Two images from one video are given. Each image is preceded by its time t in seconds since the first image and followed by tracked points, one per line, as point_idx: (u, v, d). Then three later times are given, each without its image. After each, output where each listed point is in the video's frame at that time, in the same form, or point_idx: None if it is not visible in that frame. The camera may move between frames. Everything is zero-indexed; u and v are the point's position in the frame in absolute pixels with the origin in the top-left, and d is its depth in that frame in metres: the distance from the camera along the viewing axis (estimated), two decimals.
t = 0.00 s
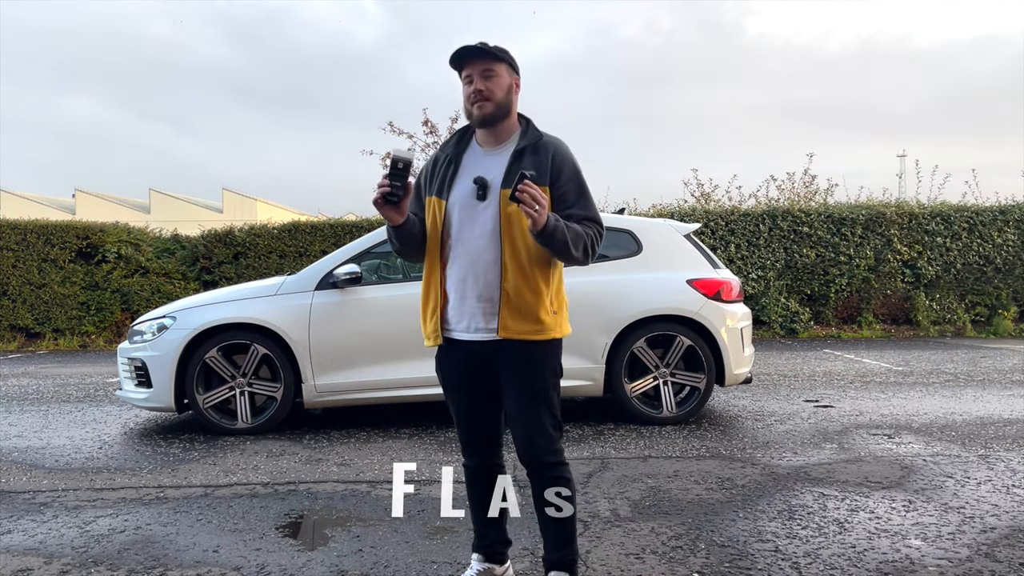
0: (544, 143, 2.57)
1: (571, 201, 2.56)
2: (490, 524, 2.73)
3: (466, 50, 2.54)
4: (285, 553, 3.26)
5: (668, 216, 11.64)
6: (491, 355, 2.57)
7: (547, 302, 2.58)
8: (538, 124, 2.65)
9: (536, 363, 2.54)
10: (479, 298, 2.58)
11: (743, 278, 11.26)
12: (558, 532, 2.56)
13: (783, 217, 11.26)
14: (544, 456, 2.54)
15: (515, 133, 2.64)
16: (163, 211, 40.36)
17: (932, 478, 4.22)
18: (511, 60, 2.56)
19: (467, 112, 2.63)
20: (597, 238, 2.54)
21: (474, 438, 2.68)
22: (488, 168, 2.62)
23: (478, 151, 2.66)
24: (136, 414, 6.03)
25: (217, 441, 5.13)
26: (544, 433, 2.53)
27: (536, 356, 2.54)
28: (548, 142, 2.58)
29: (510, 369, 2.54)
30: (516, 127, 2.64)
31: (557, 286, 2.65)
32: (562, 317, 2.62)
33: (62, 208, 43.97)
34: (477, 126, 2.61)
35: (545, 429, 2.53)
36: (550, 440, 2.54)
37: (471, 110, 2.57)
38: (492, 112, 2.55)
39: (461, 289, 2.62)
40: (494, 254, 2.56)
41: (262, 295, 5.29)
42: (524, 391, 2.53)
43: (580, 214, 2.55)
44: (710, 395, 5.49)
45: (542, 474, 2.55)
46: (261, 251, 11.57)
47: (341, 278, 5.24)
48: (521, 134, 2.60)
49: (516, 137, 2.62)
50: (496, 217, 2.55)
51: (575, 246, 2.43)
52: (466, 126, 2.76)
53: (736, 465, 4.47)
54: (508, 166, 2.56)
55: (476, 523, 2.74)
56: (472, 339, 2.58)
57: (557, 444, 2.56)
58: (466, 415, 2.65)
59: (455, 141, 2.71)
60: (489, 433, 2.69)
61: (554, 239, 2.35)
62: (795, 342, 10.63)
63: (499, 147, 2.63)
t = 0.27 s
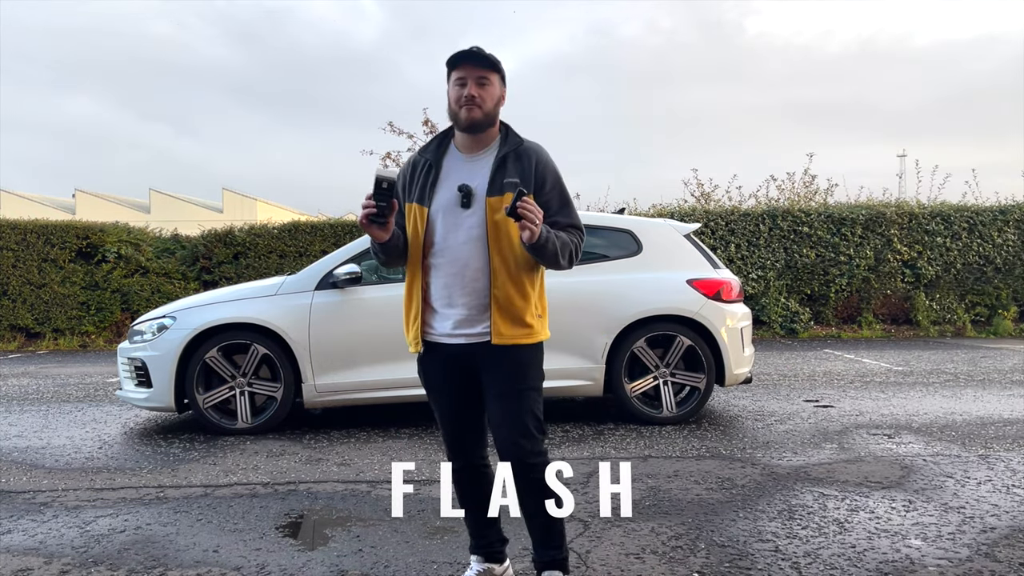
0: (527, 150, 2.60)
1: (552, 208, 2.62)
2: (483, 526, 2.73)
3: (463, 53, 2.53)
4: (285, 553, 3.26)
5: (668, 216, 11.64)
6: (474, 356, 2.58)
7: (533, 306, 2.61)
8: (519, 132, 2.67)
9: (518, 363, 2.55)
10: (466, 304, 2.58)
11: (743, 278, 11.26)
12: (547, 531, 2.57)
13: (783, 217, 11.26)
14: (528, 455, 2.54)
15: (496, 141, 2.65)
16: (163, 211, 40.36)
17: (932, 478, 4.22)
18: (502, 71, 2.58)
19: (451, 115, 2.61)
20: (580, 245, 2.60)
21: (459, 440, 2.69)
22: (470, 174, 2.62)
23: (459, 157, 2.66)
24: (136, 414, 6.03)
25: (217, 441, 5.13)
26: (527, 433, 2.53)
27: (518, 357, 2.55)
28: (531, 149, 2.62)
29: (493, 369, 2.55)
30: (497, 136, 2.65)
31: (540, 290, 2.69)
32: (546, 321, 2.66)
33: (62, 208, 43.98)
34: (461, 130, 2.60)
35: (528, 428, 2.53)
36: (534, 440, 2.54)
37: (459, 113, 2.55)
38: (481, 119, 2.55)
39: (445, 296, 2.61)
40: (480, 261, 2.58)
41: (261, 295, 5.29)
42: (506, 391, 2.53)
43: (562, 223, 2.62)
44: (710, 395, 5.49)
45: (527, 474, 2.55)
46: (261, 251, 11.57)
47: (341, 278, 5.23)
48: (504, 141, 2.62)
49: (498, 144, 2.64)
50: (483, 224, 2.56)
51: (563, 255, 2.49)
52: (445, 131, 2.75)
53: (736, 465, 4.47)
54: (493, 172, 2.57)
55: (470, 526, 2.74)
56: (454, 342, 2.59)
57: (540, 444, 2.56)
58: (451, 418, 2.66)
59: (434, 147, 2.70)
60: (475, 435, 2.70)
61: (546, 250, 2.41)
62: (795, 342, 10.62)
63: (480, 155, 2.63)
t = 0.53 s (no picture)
0: (513, 147, 2.60)
1: (541, 203, 2.63)
2: (483, 528, 2.73)
3: (450, 53, 2.52)
4: (285, 553, 3.26)
5: (668, 216, 11.64)
6: (472, 355, 2.58)
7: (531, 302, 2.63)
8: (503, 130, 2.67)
9: (516, 360, 2.56)
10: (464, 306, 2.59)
11: (743, 278, 11.26)
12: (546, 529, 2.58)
13: (783, 217, 11.26)
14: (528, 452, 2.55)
15: (481, 142, 2.64)
16: (163, 211, 40.36)
17: (932, 478, 4.22)
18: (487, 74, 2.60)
19: (436, 116, 2.58)
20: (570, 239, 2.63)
21: (456, 441, 2.68)
22: (459, 175, 2.62)
23: (446, 158, 2.65)
24: (136, 414, 6.03)
25: (217, 441, 5.13)
26: (527, 429, 2.55)
27: (515, 354, 2.56)
28: (517, 145, 2.62)
29: (491, 367, 2.56)
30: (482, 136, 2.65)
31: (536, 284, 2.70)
32: (544, 315, 2.68)
33: (62, 208, 43.98)
34: (446, 130, 2.58)
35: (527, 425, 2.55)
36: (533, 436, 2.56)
37: (445, 112, 2.53)
38: (468, 120, 2.54)
39: (442, 298, 2.61)
40: (476, 261, 2.58)
41: (261, 295, 5.29)
42: (505, 388, 2.55)
43: (552, 217, 2.63)
44: (710, 395, 5.49)
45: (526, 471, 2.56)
46: (261, 251, 11.57)
47: (341, 278, 5.25)
48: (489, 141, 2.62)
49: (484, 144, 2.63)
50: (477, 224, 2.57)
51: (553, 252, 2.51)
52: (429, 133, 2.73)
53: (736, 465, 4.47)
54: (482, 171, 2.57)
55: (469, 528, 2.74)
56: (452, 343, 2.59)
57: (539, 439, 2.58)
58: (449, 417, 2.66)
59: (420, 150, 2.68)
60: (473, 435, 2.69)
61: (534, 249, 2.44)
62: (795, 342, 10.62)
63: (466, 156, 2.63)
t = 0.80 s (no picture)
0: (499, 141, 2.61)
1: (534, 192, 2.65)
2: (484, 526, 2.74)
3: (434, 57, 2.53)
4: (285, 553, 3.26)
5: (668, 216, 11.63)
6: (479, 352, 2.59)
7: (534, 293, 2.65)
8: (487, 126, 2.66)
9: (523, 356, 2.57)
10: (472, 306, 2.59)
11: (743, 278, 11.26)
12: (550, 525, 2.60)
13: (783, 217, 11.26)
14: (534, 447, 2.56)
15: (466, 142, 2.64)
16: (163, 211, 40.36)
17: (932, 478, 4.22)
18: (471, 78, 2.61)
19: (420, 119, 2.58)
20: (564, 227, 2.66)
21: (462, 438, 2.68)
22: (450, 177, 2.61)
23: (434, 162, 2.64)
24: (136, 414, 6.03)
25: (217, 441, 5.13)
26: (534, 425, 2.57)
27: (523, 349, 2.57)
28: (502, 139, 2.62)
29: (498, 363, 2.58)
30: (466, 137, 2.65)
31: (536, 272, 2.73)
32: (547, 304, 2.71)
33: (62, 208, 43.97)
34: (432, 134, 2.58)
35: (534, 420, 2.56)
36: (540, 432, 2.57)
37: (431, 115, 2.53)
38: (453, 123, 2.54)
39: (449, 302, 2.61)
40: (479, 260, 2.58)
41: (261, 295, 5.29)
42: (513, 384, 2.56)
43: (546, 206, 2.66)
44: (710, 395, 5.49)
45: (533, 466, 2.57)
46: (261, 251, 11.57)
47: (341, 278, 5.24)
48: (475, 139, 2.62)
49: (469, 143, 2.63)
50: (475, 223, 2.57)
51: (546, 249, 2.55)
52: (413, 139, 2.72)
53: (735, 465, 4.47)
54: (472, 169, 2.57)
55: (470, 526, 2.74)
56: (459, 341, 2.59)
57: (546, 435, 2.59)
58: (453, 416, 2.66)
59: (409, 156, 2.67)
60: (478, 432, 2.69)
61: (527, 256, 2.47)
62: (795, 342, 10.62)
63: (453, 157, 2.62)
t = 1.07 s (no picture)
0: (493, 139, 2.61)
1: (533, 186, 2.65)
2: (486, 523, 2.73)
3: (419, 61, 2.53)
4: (285, 553, 3.26)
5: (668, 216, 11.63)
6: (488, 351, 2.59)
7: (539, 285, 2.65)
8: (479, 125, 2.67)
9: (532, 354, 2.58)
10: (481, 305, 2.59)
11: (743, 278, 11.26)
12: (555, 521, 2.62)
13: (783, 217, 11.26)
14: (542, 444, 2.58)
15: (459, 142, 2.64)
16: (163, 211, 40.37)
17: (932, 478, 4.22)
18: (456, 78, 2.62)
19: (411, 125, 2.58)
20: (564, 219, 2.67)
21: (468, 436, 2.68)
22: (448, 179, 2.61)
23: (431, 167, 2.64)
24: (136, 414, 6.03)
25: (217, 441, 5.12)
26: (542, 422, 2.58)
27: (531, 347, 2.59)
28: (496, 137, 2.62)
29: (507, 361, 2.59)
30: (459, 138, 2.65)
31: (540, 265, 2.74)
32: (552, 294, 2.72)
33: (62, 208, 43.97)
34: (426, 139, 2.58)
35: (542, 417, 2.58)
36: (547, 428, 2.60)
37: (424, 120, 2.53)
38: (446, 125, 2.55)
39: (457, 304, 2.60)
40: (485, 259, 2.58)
41: (261, 295, 5.29)
42: (521, 381, 2.58)
43: (546, 198, 2.66)
44: (710, 395, 5.49)
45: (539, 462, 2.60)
46: (261, 251, 11.57)
47: (341, 278, 5.25)
48: (469, 138, 2.62)
49: (463, 144, 2.63)
50: (478, 224, 2.57)
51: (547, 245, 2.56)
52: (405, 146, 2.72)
53: (735, 465, 4.47)
54: (470, 170, 2.57)
55: (472, 524, 2.74)
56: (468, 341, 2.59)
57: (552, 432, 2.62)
58: (462, 415, 2.66)
59: (404, 163, 2.67)
60: (485, 430, 2.69)
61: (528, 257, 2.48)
62: (795, 342, 10.62)
63: (449, 160, 2.63)
